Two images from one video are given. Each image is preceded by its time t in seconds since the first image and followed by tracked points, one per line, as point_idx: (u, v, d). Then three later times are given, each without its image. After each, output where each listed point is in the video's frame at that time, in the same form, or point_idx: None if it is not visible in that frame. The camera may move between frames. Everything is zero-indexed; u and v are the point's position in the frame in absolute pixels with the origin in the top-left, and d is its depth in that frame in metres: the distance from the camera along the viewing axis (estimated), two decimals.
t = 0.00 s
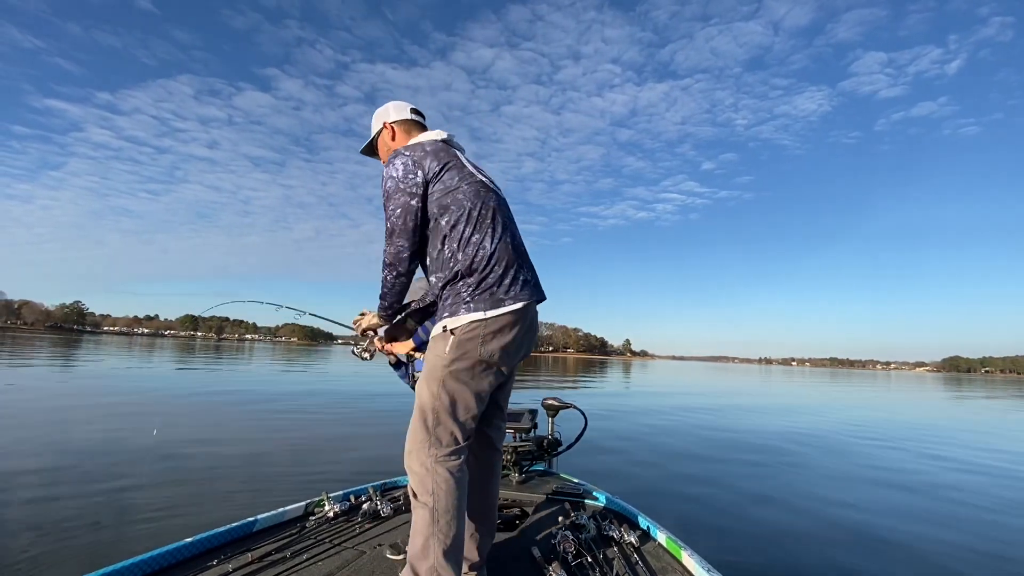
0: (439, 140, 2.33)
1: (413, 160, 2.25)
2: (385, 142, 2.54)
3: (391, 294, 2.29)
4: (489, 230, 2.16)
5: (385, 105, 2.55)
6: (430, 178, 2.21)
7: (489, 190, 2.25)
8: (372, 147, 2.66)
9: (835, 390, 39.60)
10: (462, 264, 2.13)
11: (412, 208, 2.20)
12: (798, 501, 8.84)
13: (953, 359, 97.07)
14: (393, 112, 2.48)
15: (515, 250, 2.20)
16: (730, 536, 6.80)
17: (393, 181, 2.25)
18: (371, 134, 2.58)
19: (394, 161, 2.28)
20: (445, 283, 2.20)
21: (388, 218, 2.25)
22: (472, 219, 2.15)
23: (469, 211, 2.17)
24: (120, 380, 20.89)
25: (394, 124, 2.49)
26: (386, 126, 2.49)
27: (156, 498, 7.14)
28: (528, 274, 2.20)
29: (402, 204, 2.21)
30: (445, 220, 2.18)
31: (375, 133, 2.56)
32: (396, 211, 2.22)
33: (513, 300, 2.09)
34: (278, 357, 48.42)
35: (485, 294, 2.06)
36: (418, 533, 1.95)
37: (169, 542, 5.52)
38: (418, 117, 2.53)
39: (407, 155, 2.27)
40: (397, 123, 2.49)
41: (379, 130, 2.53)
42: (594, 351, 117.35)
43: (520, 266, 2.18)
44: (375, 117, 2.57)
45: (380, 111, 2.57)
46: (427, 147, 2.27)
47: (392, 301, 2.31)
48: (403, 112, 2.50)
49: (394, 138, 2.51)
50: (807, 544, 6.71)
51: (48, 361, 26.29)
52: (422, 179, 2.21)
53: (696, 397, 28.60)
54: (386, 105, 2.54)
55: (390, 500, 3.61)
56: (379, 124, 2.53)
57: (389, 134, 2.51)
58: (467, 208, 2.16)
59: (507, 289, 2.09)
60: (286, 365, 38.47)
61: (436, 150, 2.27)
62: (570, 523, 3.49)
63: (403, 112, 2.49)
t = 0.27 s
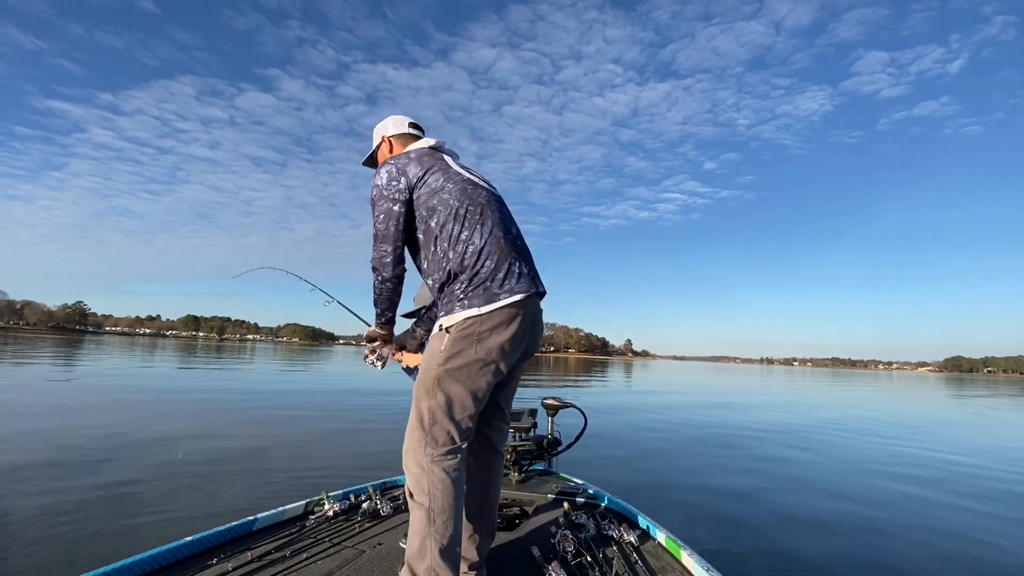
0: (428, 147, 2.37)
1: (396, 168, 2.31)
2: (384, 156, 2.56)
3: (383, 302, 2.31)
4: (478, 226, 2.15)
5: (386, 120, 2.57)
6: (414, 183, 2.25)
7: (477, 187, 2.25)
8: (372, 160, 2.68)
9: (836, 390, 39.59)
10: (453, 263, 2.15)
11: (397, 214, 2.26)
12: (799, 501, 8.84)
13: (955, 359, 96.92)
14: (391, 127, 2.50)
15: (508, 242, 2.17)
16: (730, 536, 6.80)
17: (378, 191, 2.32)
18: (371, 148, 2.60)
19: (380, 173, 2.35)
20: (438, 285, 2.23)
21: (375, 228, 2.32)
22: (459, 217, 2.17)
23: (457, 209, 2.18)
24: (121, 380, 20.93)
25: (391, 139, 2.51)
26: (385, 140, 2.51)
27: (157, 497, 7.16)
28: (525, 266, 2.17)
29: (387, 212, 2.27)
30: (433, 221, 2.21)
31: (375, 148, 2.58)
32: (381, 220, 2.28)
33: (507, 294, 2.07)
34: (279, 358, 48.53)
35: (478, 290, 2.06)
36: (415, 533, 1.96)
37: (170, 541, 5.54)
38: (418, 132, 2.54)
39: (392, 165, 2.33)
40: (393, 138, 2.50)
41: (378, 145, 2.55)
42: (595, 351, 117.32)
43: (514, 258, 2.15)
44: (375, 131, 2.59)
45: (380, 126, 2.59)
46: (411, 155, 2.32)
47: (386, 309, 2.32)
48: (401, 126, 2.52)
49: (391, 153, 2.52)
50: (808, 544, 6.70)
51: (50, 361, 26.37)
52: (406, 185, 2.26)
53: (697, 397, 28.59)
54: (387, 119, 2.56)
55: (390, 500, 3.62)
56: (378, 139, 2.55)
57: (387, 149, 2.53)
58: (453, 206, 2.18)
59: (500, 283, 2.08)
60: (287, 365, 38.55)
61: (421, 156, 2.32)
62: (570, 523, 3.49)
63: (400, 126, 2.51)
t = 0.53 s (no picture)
0: (424, 150, 2.38)
1: (394, 171, 2.32)
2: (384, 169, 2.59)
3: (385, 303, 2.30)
4: (475, 222, 2.16)
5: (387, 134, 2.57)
6: (411, 184, 2.27)
7: (473, 185, 2.25)
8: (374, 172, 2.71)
9: (837, 390, 39.57)
10: (451, 261, 2.15)
11: (396, 215, 2.27)
12: (798, 501, 8.84)
13: (956, 359, 96.77)
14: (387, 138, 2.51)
15: (505, 237, 2.17)
16: (730, 535, 6.81)
17: (377, 194, 2.33)
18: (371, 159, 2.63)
19: (377, 177, 2.37)
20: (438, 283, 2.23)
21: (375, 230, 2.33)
22: (456, 215, 2.17)
23: (453, 207, 2.18)
24: (122, 380, 20.97)
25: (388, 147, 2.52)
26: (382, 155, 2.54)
27: (157, 496, 7.17)
28: (523, 261, 2.17)
29: (386, 214, 2.28)
30: (430, 220, 2.22)
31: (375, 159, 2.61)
32: (380, 221, 2.30)
33: (506, 289, 2.07)
34: (280, 357, 48.61)
35: (477, 287, 2.07)
36: (414, 533, 1.97)
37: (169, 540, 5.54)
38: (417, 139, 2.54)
39: (389, 169, 2.35)
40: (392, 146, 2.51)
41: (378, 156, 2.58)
42: (596, 351, 117.34)
43: (511, 253, 2.15)
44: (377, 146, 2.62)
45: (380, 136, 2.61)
46: (408, 157, 2.34)
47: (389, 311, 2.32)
48: (394, 138, 2.51)
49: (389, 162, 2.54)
50: (808, 544, 6.70)
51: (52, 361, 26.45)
52: (404, 186, 2.27)
53: (698, 397, 28.58)
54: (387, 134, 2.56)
55: (389, 499, 3.63)
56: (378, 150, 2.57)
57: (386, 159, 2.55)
58: (450, 204, 2.18)
59: (499, 278, 2.08)
60: (288, 365, 38.61)
61: (418, 158, 2.33)
62: (569, 523, 3.49)
63: (397, 136, 2.51)
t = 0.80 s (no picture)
0: (421, 153, 2.40)
1: (390, 174, 2.35)
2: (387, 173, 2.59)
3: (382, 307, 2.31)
4: (469, 221, 2.16)
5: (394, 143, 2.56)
6: (406, 187, 2.29)
7: (468, 185, 2.26)
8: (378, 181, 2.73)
9: (839, 390, 39.55)
10: (447, 261, 2.16)
11: (392, 219, 2.29)
12: (799, 500, 8.86)
13: (958, 359, 96.58)
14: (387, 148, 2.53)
15: (500, 235, 2.16)
16: (730, 535, 6.81)
17: (373, 199, 2.36)
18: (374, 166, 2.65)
19: (375, 182, 2.41)
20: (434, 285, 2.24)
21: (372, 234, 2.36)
22: (450, 215, 2.18)
23: (447, 207, 2.19)
24: (124, 379, 21.02)
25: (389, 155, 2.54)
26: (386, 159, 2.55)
27: (160, 496, 7.20)
28: (518, 259, 2.16)
29: (382, 218, 2.30)
30: (424, 221, 2.23)
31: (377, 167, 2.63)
32: (376, 224, 2.32)
33: (501, 287, 2.06)
34: (282, 357, 48.74)
35: (472, 286, 2.07)
36: (411, 532, 1.97)
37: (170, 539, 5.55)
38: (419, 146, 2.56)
39: (386, 172, 2.38)
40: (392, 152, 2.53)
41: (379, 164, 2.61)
42: (597, 351, 117.35)
43: (507, 252, 2.15)
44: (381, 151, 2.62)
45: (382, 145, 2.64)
46: (404, 162, 2.37)
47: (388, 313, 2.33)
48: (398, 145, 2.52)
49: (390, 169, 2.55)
50: (809, 544, 6.71)
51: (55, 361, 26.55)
52: (400, 190, 2.29)
53: (699, 397, 28.58)
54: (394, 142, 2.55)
55: (389, 498, 3.63)
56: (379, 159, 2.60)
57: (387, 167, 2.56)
58: (444, 205, 2.19)
59: (494, 276, 2.08)
60: (290, 365, 38.69)
61: (414, 162, 2.35)
62: (569, 523, 3.49)
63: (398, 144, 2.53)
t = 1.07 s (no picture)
0: (421, 155, 2.40)
1: (390, 178, 2.36)
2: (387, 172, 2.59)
3: (381, 310, 2.31)
4: (468, 222, 2.16)
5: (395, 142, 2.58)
6: (406, 190, 2.29)
7: (467, 185, 2.26)
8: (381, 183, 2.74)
9: (841, 390, 39.53)
10: (447, 262, 2.16)
11: (392, 223, 2.30)
12: (801, 501, 8.85)
13: (961, 360, 96.43)
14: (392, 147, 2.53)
15: (499, 235, 2.17)
16: (730, 535, 6.81)
17: (374, 202, 2.37)
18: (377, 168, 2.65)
19: (376, 185, 2.41)
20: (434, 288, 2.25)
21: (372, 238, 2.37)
22: (449, 216, 2.18)
23: (447, 208, 2.19)
24: (126, 380, 21.07)
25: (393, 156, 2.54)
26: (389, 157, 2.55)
27: (162, 496, 7.21)
28: (518, 258, 2.17)
29: (383, 221, 2.31)
30: (424, 223, 2.23)
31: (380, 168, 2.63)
32: (376, 227, 2.33)
33: (500, 287, 2.07)
34: (283, 357, 48.87)
35: (472, 286, 2.08)
36: (411, 532, 1.97)
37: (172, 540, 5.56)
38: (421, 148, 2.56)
39: (386, 175, 2.39)
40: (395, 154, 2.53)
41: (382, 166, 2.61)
42: (599, 351, 117.35)
43: (506, 251, 2.15)
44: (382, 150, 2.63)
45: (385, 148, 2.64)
46: (403, 165, 2.37)
47: (388, 317, 2.34)
48: (402, 144, 2.53)
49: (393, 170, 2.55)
50: (809, 544, 6.71)
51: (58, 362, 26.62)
52: (399, 193, 2.30)
53: (700, 397, 28.59)
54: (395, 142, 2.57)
55: (389, 498, 3.64)
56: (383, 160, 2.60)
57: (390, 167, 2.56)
58: (443, 206, 2.19)
59: (494, 276, 2.08)
60: (290, 365, 38.74)
61: (414, 164, 2.36)
62: (569, 523, 3.49)
63: (402, 143, 2.53)
